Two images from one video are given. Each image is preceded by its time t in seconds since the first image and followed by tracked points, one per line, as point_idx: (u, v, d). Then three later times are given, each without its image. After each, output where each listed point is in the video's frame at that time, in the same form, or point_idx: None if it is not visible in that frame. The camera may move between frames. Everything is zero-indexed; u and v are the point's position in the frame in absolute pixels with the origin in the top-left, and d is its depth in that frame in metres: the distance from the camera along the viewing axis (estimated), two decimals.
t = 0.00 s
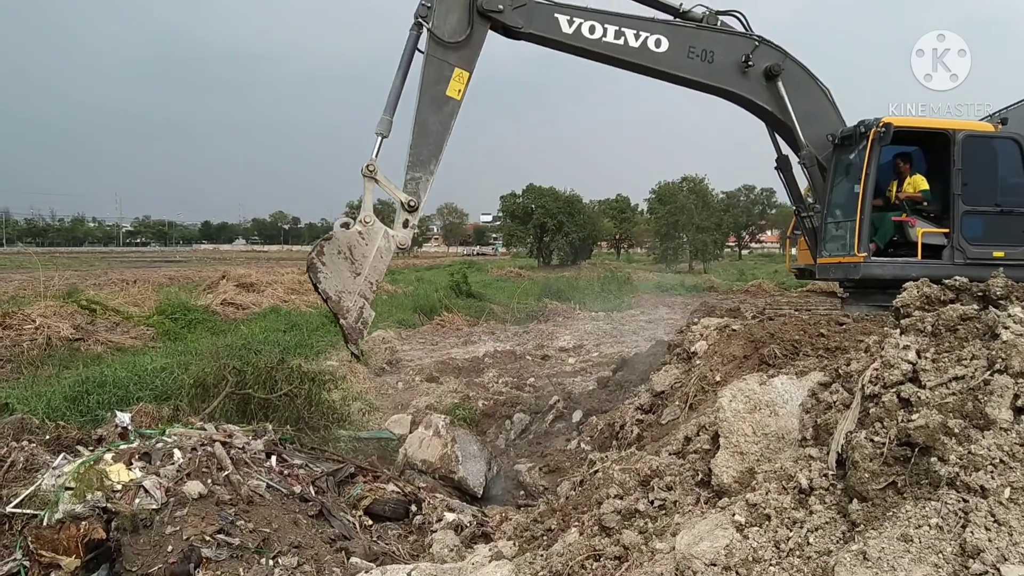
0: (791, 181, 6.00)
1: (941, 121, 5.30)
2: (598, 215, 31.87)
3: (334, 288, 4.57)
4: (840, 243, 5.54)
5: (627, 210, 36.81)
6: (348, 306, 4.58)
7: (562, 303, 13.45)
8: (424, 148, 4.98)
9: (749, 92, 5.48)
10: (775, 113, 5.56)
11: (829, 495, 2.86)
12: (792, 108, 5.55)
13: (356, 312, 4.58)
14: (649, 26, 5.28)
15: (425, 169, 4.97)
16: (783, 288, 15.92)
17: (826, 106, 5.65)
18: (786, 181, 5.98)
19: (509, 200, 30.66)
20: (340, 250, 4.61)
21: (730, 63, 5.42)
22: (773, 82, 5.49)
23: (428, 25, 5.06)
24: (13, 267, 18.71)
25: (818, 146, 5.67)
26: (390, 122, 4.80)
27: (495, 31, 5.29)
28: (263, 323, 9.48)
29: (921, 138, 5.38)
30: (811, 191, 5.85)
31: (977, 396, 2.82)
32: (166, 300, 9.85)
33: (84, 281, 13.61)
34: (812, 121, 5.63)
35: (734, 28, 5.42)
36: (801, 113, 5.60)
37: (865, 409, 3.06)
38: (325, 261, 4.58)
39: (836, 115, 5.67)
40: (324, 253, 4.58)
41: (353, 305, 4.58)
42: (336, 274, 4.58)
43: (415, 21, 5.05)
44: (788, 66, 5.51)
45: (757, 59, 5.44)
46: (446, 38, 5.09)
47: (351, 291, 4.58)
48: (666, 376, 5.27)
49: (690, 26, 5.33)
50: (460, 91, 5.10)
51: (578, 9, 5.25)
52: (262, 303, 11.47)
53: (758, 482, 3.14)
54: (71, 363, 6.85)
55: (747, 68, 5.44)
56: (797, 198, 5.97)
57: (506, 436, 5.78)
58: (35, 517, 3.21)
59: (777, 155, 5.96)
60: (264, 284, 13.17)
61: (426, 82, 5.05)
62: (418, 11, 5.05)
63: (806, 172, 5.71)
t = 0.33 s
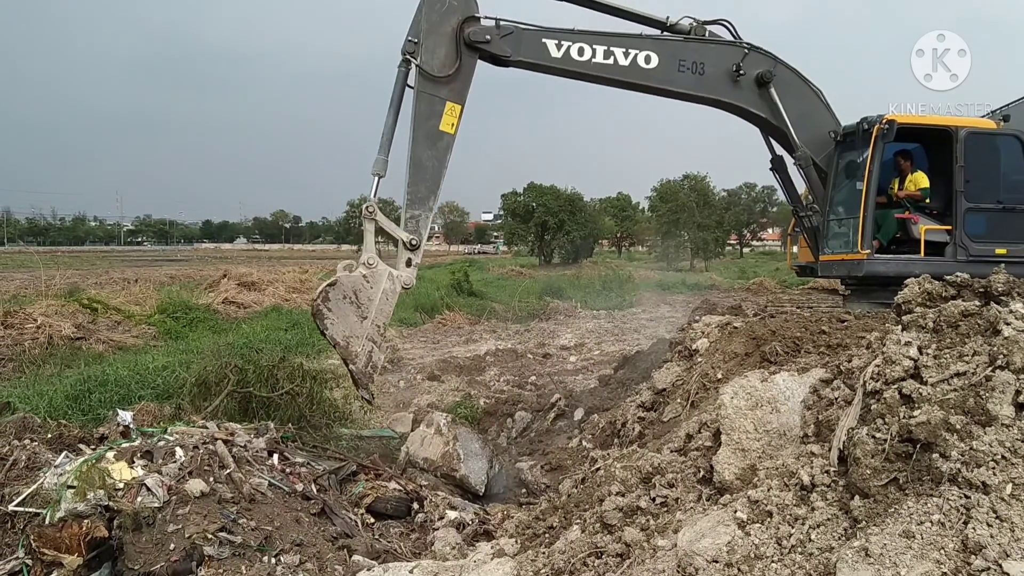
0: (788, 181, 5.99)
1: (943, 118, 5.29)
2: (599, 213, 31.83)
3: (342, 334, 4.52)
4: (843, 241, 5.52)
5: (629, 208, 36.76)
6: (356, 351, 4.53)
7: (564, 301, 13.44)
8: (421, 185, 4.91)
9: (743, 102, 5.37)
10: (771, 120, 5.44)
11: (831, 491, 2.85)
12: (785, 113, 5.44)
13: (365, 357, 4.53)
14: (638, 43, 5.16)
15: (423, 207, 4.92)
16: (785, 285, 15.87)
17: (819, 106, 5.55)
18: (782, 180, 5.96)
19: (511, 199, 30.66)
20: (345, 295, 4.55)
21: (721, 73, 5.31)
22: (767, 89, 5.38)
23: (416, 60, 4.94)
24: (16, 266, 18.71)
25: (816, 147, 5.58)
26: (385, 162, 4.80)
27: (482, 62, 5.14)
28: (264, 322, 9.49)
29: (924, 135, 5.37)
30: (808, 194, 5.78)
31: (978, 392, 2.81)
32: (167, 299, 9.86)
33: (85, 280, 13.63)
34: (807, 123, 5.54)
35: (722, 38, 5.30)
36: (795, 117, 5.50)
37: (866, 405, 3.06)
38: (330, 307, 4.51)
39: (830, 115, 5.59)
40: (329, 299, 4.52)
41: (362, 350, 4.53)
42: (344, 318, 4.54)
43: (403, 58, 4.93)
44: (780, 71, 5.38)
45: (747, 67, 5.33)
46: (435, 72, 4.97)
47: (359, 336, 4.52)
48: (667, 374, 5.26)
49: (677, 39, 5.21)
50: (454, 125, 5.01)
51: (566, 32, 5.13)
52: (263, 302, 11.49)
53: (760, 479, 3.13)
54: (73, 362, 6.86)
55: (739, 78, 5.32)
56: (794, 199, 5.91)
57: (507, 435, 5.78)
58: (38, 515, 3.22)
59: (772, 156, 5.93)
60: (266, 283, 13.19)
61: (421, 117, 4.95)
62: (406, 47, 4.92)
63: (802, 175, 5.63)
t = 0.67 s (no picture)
0: (785, 181, 5.97)
1: (944, 116, 5.28)
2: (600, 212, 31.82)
3: (341, 379, 4.56)
4: (844, 239, 5.50)
5: (630, 207, 36.73)
6: (356, 395, 4.57)
7: (565, 299, 13.43)
8: (414, 224, 4.84)
9: (735, 114, 5.36)
10: (765, 129, 5.43)
11: (832, 489, 2.85)
12: (778, 120, 5.42)
13: (366, 401, 4.59)
14: (626, 64, 5.15)
15: (418, 246, 4.85)
16: (786, 284, 15.83)
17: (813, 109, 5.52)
18: (779, 181, 5.95)
19: (512, 197, 30.66)
20: (344, 341, 4.57)
21: (711, 87, 5.30)
22: (758, 100, 5.36)
23: (405, 101, 4.86)
24: (19, 266, 18.75)
25: (813, 148, 5.57)
26: (376, 203, 4.77)
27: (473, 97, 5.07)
28: (266, 321, 9.50)
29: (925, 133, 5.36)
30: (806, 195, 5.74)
31: (980, 390, 2.81)
32: (168, 298, 9.87)
33: (87, 279, 13.65)
34: (802, 129, 5.51)
35: (710, 50, 5.28)
36: (790, 125, 5.49)
37: (868, 403, 3.05)
38: (328, 353, 4.55)
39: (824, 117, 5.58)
40: (326, 345, 4.54)
41: (362, 394, 4.58)
42: (343, 365, 4.57)
43: (391, 98, 4.86)
44: (770, 79, 5.36)
45: (737, 79, 5.31)
46: (424, 111, 4.88)
47: (359, 381, 4.56)
48: (669, 372, 5.26)
49: (665, 57, 5.20)
50: (446, 163, 4.93)
51: (555, 61, 5.09)
52: (265, 301, 11.49)
53: (762, 477, 3.13)
54: (75, 361, 6.87)
55: (729, 89, 5.31)
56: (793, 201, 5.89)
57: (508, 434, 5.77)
58: (40, 514, 3.23)
59: (767, 155, 5.92)
60: (267, 282, 13.20)
61: (412, 156, 4.87)
62: (394, 87, 4.85)
63: (797, 175, 5.60)
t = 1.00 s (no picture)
0: (785, 180, 5.96)
1: (946, 116, 5.27)
2: (601, 211, 31.80)
3: (352, 391, 4.59)
4: (845, 238, 5.49)
5: (631, 206, 36.73)
6: (369, 404, 4.59)
7: (566, 298, 13.43)
8: (415, 227, 4.84)
9: (735, 114, 5.35)
10: (765, 130, 5.42)
11: (831, 488, 2.85)
12: (778, 121, 5.41)
13: (379, 409, 4.61)
14: (626, 66, 5.14)
15: (420, 249, 4.85)
16: (787, 283, 15.81)
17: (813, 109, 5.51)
18: (779, 181, 5.95)
19: (512, 196, 30.65)
20: (349, 352, 4.58)
21: (711, 87, 5.29)
22: (758, 100, 5.35)
23: (405, 104, 4.85)
24: (19, 263, 18.78)
25: (813, 148, 5.56)
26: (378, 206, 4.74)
27: (473, 100, 5.07)
28: (267, 319, 9.50)
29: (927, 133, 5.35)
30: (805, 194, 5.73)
31: (980, 389, 2.80)
32: (169, 296, 9.88)
33: (88, 276, 13.65)
34: (802, 128, 5.50)
35: (710, 50, 5.27)
36: (790, 125, 5.48)
37: (868, 402, 3.05)
38: (335, 365, 4.57)
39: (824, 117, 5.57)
40: (332, 359, 4.56)
41: (374, 402, 4.59)
42: (353, 374, 4.58)
43: (391, 102, 4.85)
44: (770, 79, 5.35)
45: (737, 79, 5.30)
46: (424, 114, 4.88)
47: (369, 389, 4.57)
48: (669, 371, 5.25)
49: (665, 57, 5.19)
50: (446, 166, 4.92)
51: (555, 63, 5.08)
52: (265, 298, 11.49)
53: (761, 476, 3.13)
54: (75, 358, 6.87)
55: (729, 90, 5.30)
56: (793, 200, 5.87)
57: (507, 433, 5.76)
58: (39, 510, 3.23)
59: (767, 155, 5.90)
60: (268, 279, 13.20)
61: (412, 158, 4.87)
62: (394, 91, 4.84)
63: (796, 175, 5.58)
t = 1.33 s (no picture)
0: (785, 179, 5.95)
1: (948, 114, 5.26)
2: (603, 210, 31.79)
3: (368, 395, 4.95)
4: (846, 236, 5.48)
5: (632, 205, 36.72)
6: (384, 406, 4.94)
7: (567, 297, 13.43)
8: (420, 228, 4.84)
9: (736, 114, 5.34)
10: (767, 129, 5.41)
11: (834, 487, 2.85)
12: (780, 120, 5.40)
13: (395, 411, 4.98)
14: (628, 65, 5.14)
15: (424, 249, 4.86)
16: (789, 282, 15.80)
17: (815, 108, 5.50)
18: (779, 180, 5.94)
19: (514, 194, 30.65)
20: (359, 358, 4.93)
21: (713, 86, 5.28)
22: (759, 99, 5.34)
23: (407, 104, 4.86)
24: (22, 262, 18.79)
25: (814, 148, 5.54)
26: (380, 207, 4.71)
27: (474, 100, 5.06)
28: (269, 318, 9.51)
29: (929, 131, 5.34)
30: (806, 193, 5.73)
31: (983, 388, 2.79)
32: (171, 295, 9.88)
33: (90, 275, 13.66)
34: (803, 127, 5.49)
35: (711, 49, 5.26)
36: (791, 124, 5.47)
37: (871, 401, 3.04)
38: (347, 372, 4.92)
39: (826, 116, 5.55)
40: (344, 366, 4.91)
41: (390, 404, 4.95)
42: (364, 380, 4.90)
43: (393, 102, 4.85)
44: (771, 78, 5.34)
45: (739, 78, 5.29)
46: (425, 113, 4.88)
47: (383, 392, 4.96)
48: (671, 369, 5.25)
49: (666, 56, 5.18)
50: (449, 166, 4.92)
51: (556, 63, 5.08)
52: (267, 298, 11.50)
53: (764, 475, 3.13)
54: (77, 357, 6.88)
55: (730, 89, 5.29)
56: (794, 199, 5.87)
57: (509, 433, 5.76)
58: (42, 509, 3.23)
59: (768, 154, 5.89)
60: (270, 278, 13.21)
61: (414, 158, 4.87)
62: (395, 91, 4.85)
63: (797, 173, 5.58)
